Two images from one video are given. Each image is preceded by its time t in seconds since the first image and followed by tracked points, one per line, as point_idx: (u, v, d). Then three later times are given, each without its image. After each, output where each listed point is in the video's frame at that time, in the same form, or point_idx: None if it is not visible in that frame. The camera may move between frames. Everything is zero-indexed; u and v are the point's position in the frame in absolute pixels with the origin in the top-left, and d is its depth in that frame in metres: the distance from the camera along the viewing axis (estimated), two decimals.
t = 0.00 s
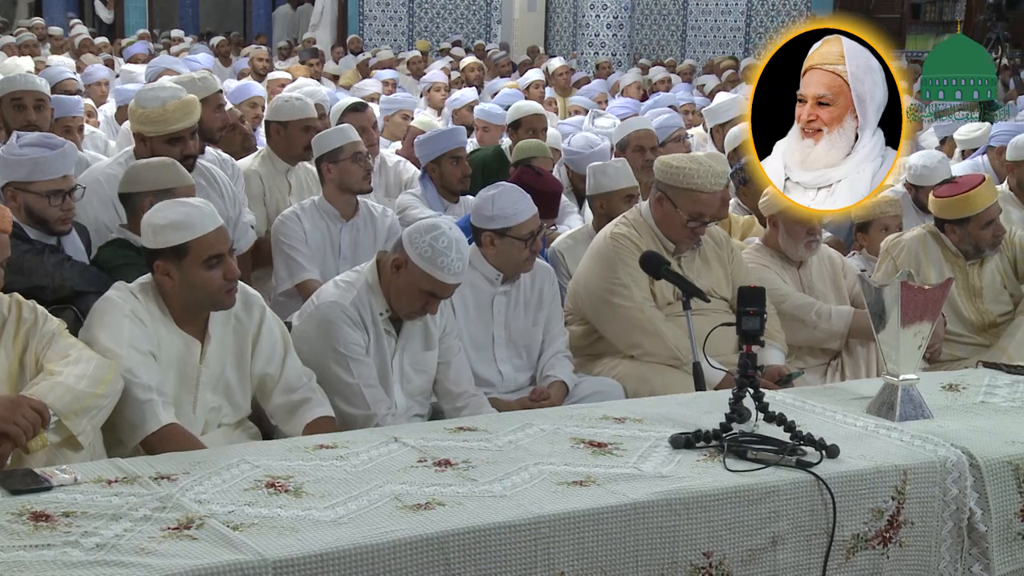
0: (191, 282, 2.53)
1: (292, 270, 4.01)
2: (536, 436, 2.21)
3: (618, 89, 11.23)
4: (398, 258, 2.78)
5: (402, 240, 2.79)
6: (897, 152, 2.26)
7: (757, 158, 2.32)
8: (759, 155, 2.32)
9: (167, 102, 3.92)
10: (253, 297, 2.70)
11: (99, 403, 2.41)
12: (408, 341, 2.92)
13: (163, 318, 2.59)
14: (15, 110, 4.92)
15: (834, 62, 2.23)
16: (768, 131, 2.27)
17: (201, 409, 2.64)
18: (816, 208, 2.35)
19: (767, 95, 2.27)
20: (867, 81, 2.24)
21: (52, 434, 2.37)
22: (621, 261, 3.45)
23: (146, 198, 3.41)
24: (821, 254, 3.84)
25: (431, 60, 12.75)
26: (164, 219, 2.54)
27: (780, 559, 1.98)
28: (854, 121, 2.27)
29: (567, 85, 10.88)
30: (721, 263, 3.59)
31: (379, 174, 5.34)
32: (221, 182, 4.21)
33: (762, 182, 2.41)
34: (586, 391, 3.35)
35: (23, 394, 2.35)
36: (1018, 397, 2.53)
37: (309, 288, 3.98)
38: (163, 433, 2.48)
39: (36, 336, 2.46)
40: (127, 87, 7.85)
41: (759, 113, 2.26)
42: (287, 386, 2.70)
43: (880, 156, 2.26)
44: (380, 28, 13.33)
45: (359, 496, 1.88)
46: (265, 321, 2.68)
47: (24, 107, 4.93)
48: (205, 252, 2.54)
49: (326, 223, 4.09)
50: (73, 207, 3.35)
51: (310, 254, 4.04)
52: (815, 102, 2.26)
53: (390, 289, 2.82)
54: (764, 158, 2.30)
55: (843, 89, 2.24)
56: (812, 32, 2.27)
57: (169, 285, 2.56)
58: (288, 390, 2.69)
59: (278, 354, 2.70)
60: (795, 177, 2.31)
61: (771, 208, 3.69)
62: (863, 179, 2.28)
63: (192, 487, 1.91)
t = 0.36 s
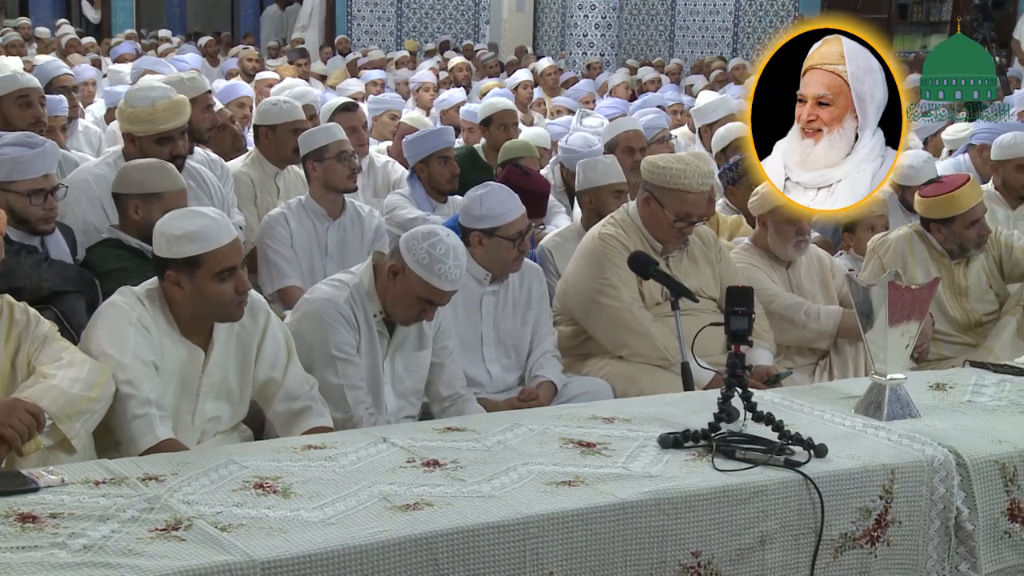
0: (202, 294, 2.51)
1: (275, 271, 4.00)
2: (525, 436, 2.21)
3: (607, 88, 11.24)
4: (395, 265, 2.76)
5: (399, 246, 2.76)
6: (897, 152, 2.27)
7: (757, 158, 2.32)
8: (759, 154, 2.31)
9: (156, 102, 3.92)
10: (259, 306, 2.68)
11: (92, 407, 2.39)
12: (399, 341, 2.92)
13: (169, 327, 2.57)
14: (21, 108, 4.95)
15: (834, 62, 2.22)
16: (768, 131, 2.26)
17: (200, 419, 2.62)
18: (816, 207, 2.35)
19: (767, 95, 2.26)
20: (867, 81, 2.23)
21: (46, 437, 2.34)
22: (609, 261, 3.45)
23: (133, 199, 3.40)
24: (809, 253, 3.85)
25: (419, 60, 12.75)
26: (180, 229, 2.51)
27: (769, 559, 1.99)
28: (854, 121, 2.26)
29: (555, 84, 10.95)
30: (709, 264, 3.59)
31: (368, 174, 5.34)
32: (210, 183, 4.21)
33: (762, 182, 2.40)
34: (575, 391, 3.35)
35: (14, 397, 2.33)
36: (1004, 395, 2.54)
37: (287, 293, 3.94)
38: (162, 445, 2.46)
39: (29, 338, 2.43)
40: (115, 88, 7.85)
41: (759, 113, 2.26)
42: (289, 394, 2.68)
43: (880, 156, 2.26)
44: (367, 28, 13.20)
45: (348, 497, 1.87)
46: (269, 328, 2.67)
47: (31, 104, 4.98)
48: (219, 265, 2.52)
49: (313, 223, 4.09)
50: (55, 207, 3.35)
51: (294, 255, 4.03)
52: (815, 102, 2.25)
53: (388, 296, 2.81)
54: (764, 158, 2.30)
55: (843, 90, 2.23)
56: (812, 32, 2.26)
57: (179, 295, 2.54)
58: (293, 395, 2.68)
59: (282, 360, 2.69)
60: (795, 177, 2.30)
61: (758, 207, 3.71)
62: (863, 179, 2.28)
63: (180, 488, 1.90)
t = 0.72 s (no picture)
0: (172, 292, 2.50)
1: (258, 275, 3.99)
2: (511, 436, 2.21)
3: (593, 88, 11.26)
4: (400, 282, 2.67)
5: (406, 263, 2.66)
6: (897, 152, 2.27)
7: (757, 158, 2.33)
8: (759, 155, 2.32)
9: (139, 102, 3.89)
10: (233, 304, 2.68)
11: (77, 409, 2.37)
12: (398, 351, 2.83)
13: (140, 324, 2.56)
14: (18, 107, 4.94)
15: (834, 62, 2.24)
16: (768, 131, 2.28)
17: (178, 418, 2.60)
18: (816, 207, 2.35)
19: (767, 95, 2.27)
20: (867, 81, 2.24)
21: (29, 438, 2.33)
22: (596, 261, 3.45)
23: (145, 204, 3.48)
24: (793, 253, 3.85)
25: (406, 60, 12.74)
26: (149, 227, 2.51)
27: (754, 558, 1.99)
28: (854, 121, 2.28)
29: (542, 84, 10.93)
30: (695, 264, 3.60)
31: (353, 174, 5.33)
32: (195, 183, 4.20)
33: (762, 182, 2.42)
34: (561, 391, 3.35)
35: None
36: (988, 394, 2.55)
37: (272, 298, 3.94)
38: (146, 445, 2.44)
39: (12, 339, 2.43)
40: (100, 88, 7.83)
41: (759, 113, 2.27)
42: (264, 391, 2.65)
43: (880, 156, 2.27)
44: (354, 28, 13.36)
45: (334, 498, 1.87)
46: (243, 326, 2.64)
47: (28, 103, 4.98)
48: (188, 262, 2.51)
49: (297, 224, 4.07)
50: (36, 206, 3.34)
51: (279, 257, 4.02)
52: (815, 102, 2.27)
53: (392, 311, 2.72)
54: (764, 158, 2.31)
55: (843, 90, 2.25)
56: (812, 32, 2.28)
57: (150, 293, 2.54)
58: (269, 392, 2.65)
59: (256, 359, 2.66)
60: (795, 178, 2.32)
61: (742, 206, 3.71)
62: (862, 179, 2.29)
63: (164, 489, 1.90)
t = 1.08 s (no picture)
0: (145, 280, 2.51)
1: (247, 279, 3.95)
2: (500, 436, 2.21)
3: (582, 88, 11.28)
4: (409, 303, 2.55)
5: (418, 282, 2.54)
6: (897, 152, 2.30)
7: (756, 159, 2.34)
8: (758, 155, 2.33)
9: (122, 101, 3.87)
10: (206, 300, 2.69)
11: (65, 410, 2.36)
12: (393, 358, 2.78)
13: (115, 316, 2.56)
14: (10, 108, 4.93)
15: (834, 63, 2.25)
16: (768, 132, 2.28)
17: (159, 410, 2.61)
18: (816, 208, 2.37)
19: (767, 95, 2.28)
20: (867, 81, 2.26)
21: (16, 440, 2.32)
22: (584, 262, 3.46)
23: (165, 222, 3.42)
24: (779, 252, 3.86)
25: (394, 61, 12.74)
26: (118, 216, 2.53)
27: (743, 558, 1.99)
28: (854, 121, 2.29)
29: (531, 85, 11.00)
30: (682, 263, 3.61)
31: (343, 174, 5.32)
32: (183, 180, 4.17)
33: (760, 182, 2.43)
34: (551, 391, 3.35)
35: None
36: (977, 393, 2.56)
37: (262, 302, 3.91)
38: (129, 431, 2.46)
39: None
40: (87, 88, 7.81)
41: (759, 113, 2.27)
42: (241, 385, 2.64)
43: (880, 156, 2.29)
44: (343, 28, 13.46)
45: (323, 498, 1.87)
46: (219, 322, 2.66)
47: (19, 104, 4.96)
48: (159, 250, 2.52)
49: (285, 227, 4.07)
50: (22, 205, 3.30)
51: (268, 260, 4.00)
52: (815, 102, 2.28)
53: (400, 330, 2.61)
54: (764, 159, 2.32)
55: (844, 90, 2.26)
56: (811, 32, 2.29)
57: (122, 284, 2.54)
58: (242, 387, 2.64)
59: (230, 353, 2.66)
60: (795, 177, 2.33)
61: (726, 208, 3.73)
62: (863, 179, 2.30)
63: (153, 490, 1.89)
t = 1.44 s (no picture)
0: (113, 272, 2.52)
1: (237, 279, 3.92)
2: (489, 436, 2.21)
3: (570, 88, 11.28)
4: (402, 309, 2.54)
5: (412, 288, 2.53)
6: (896, 152, 2.44)
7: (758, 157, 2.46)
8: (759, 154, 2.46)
9: (108, 100, 3.82)
10: (178, 297, 2.70)
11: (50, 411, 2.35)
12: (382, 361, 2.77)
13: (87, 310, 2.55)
14: None
15: (834, 63, 2.37)
16: (770, 132, 2.40)
17: (137, 407, 2.59)
18: (816, 208, 2.52)
19: (767, 95, 2.39)
20: (867, 81, 2.39)
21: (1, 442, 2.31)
22: (570, 262, 3.46)
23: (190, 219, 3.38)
24: (766, 252, 3.87)
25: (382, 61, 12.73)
26: (83, 210, 2.55)
27: (731, 557, 1.99)
28: (854, 121, 2.42)
29: (520, 85, 10.95)
30: (668, 262, 3.61)
31: (331, 175, 5.31)
32: (169, 182, 4.16)
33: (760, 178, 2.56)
34: (539, 391, 3.35)
35: None
36: (964, 393, 2.56)
37: (251, 303, 3.88)
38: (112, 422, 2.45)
39: None
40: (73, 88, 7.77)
41: (760, 114, 2.39)
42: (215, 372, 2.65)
43: (880, 156, 2.43)
44: (331, 28, 13.55)
45: (312, 499, 1.87)
46: (190, 317, 2.67)
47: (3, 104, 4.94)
48: (125, 241, 2.54)
49: (278, 229, 4.07)
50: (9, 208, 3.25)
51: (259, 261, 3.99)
52: (815, 102, 2.40)
53: (392, 336, 2.60)
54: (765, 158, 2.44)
55: (844, 90, 2.38)
56: (811, 31, 2.39)
57: (91, 278, 2.55)
58: (214, 379, 2.63)
59: (201, 347, 2.67)
60: (795, 177, 2.47)
61: (713, 208, 3.73)
62: (863, 179, 2.46)
63: (140, 491, 1.89)
